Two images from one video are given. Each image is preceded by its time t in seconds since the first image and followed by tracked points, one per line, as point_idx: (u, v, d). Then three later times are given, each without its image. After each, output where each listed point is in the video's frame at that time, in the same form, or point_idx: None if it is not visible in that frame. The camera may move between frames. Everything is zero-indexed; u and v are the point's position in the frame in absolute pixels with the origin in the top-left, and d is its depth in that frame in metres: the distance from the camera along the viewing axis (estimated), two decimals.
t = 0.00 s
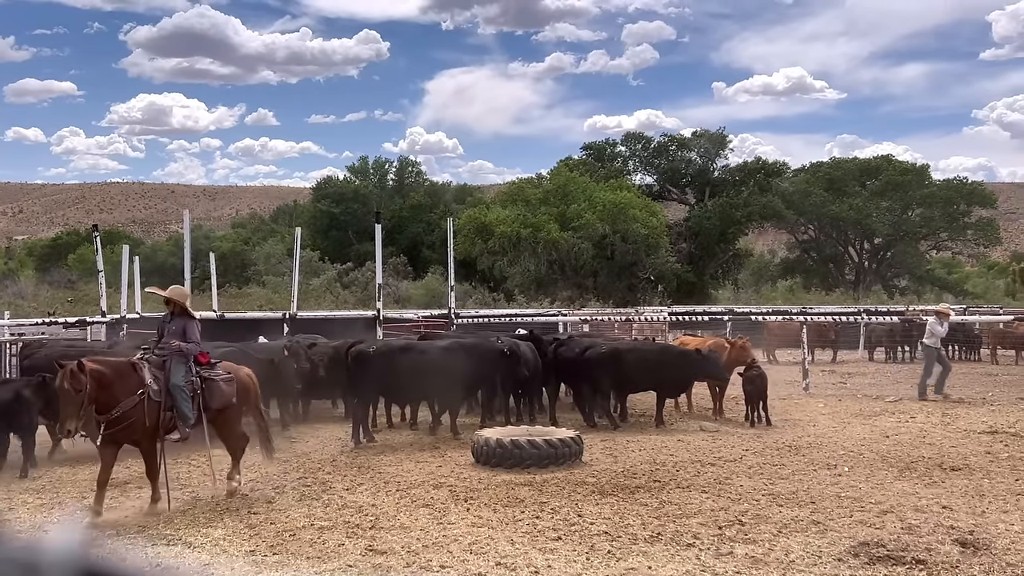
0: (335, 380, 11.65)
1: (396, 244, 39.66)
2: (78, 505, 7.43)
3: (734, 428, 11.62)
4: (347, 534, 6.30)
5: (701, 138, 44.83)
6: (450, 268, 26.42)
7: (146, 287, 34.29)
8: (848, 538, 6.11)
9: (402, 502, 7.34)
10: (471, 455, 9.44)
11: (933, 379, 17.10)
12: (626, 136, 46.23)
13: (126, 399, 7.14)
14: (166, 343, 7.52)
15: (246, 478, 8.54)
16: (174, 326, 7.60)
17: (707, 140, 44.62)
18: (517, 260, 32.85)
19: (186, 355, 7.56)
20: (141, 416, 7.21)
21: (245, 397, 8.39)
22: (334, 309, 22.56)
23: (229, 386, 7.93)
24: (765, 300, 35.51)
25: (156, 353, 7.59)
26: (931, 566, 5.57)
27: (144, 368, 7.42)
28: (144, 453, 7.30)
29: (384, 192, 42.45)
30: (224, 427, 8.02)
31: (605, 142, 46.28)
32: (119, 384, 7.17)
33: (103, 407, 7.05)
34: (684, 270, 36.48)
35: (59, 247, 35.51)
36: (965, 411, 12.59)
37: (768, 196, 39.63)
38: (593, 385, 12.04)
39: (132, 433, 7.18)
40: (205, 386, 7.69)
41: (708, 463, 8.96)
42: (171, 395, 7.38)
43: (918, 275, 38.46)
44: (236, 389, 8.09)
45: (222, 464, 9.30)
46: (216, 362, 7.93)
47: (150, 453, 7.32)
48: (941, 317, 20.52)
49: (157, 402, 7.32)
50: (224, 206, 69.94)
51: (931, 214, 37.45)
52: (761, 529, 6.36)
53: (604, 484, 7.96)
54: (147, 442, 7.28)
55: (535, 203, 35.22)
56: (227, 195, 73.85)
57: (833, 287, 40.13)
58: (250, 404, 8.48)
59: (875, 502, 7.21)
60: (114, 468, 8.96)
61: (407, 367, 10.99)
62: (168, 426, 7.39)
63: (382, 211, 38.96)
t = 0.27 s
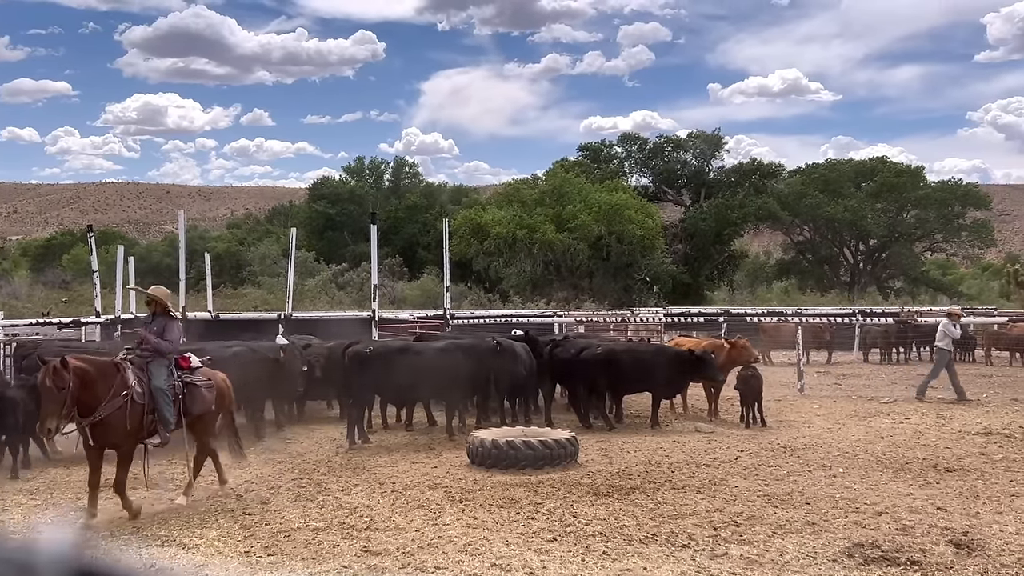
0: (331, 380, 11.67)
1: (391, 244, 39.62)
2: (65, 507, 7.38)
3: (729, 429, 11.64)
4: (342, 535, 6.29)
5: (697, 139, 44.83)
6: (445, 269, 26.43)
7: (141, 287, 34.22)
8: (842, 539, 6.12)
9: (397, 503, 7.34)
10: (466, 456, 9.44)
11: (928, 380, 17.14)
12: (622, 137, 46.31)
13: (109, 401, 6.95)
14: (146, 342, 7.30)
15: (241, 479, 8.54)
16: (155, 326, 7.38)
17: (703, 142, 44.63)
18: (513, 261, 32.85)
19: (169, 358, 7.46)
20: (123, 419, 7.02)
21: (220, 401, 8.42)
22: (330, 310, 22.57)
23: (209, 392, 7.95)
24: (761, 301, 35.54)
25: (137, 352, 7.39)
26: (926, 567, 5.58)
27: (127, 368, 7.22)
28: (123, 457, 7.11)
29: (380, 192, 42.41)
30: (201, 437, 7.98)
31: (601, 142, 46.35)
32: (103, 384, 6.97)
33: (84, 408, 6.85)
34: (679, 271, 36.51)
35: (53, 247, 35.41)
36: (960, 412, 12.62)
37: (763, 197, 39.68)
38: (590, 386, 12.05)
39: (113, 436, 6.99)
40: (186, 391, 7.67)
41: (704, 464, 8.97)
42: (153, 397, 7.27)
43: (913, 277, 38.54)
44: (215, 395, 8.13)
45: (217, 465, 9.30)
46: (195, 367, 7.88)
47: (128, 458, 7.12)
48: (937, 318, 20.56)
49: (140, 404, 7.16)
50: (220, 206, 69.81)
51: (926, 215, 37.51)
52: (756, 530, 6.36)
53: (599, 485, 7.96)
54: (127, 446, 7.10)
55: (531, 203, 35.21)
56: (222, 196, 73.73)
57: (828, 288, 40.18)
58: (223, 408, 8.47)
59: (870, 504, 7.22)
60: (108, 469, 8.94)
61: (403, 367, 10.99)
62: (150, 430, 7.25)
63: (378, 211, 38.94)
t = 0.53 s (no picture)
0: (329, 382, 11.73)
1: (388, 244, 39.59)
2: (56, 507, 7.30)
3: (726, 430, 11.64)
4: (339, 535, 6.29)
5: (695, 140, 44.95)
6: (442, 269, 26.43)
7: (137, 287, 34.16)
8: (839, 540, 6.12)
9: (394, 503, 7.33)
10: (464, 456, 9.44)
11: (923, 381, 17.16)
12: (620, 137, 46.34)
13: (99, 399, 6.83)
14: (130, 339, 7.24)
15: (236, 479, 8.52)
16: (140, 325, 7.31)
17: (700, 142, 44.72)
18: (511, 261, 32.85)
19: (154, 359, 7.42)
20: (112, 418, 6.92)
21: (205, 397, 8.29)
22: (327, 311, 22.56)
23: (194, 392, 7.87)
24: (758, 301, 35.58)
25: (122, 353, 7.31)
26: (923, 567, 5.58)
27: (114, 368, 7.14)
28: (110, 457, 6.97)
29: (377, 192, 42.38)
30: (189, 437, 8.00)
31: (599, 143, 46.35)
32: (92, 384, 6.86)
33: (73, 407, 6.71)
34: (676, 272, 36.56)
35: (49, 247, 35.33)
36: (956, 413, 12.63)
37: (761, 197, 39.72)
38: (587, 385, 12.05)
39: (102, 434, 6.88)
40: (174, 391, 7.61)
41: (700, 464, 8.97)
42: (143, 398, 7.21)
43: (910, 277, 38.60)
44: (201, 395, 8.07)
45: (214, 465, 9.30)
46: (179, 366, 7.81)
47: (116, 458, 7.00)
48: (933, 319, 20.59)
49: (128, 404, 7.07)
50: (217, 206, 69.71)
51: (923, 216, 37.55)
52: (753, 531, 6.37)
53: (597, 486, 7.97)
54: (117, 445, 6.99)
55: (528, 204, 35.21)
56: (220, 196, 73.64)
57: (825, 288, 40.21)
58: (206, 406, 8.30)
59: (867, 504, 7.22)
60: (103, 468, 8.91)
61: (402, 366, 11.00)
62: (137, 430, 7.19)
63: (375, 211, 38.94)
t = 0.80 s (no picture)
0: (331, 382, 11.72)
1: (387, 244, 39.55)
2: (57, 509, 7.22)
3: (724, 430, 11.65)
4: (337, 535, 6.29)
5: (693, 141, 45.05)
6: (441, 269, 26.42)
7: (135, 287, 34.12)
8: (837, 540, 6.13)
9: (392, 503, 7.32)
10: (462, 457, 9.44)
11: (921, 381, 17.18)
12: (618, 137, 46.38)
13: (99, 400, 6.81)
14: (114, 337, 7.15)
15: (234, 479, 8.50)
16: (126, 322, 7.22)
17: (698, 143, 44.79)
18: (509, 261, 32.84)
19: (147, 355, 7.38)
20: (112, 418, 6.91)
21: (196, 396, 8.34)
22: (325, 312, 22.53)
23: (190, 392, 7.96)
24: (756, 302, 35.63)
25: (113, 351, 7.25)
26: (920, 567, 5.59)
27: (111, 367, 7.11)
28: (112, 457, 6.93)
29: (376, 192, 42.36)
30: (183, 436, 7.89)
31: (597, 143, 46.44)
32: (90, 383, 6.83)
33: (73, 408, 6.67)
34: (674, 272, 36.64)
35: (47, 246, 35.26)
36: (955, 413, 12.64)
37: (759, 198, 39.80)
38: (585, 386, 12.05)
39: (102, 434, 6.86)
40: (172, 390, 7.70)
41: (699, 464, 8.98)
42: (142, 397, 7.22)
43: (908, 278, 38.66)
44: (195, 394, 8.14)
45: (212, 464, 9.27)
46: (173, 366, 7.89)
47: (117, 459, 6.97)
48: (931, 319, 20.62)
49: (128, 404, 7.07)
50: (215, 205, 69.61)
51: (921, 216, 37.60)
52: (751, 531, 6.37)
53: (595, 486, 7.97)
54: (116, 444, 6.97)
55: (527, 204, 35.19)
56: (218, 195, 73.56)
57: (823, 289, 40.23)
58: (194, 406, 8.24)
59: (865, 504, 7.23)
60: (102, 468, 8.88)
61: (402, 365, 11.02)
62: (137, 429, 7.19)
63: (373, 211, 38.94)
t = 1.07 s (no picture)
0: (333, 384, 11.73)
1: (387, 243, 39.58)
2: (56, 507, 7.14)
3: (724, 429, 11.65)
4: (337, 533, 6.31)
5: (693, 140, 45.21)
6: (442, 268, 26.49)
7: (136, 286, 34.16)
8: (836, 539, 6.15)
9: (393, 502, 7.33)
10: (462, 456, 9.43)
11: (920, 381, 17.21)
12: (618, 137, 46.44)
13: (95, 402, 6.77)
14: (105, 337, 7.07)
15: (234, 478, 8.51)
16: (116, 322, 7.12)
17: (698, 142, 44.95)
18: (510, 261, 32.88)
19: (140, 355, 7.35)
20: (110, 419, 6.88)
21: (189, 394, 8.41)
22: (324, 311, 22.56)
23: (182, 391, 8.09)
24: (757, 301, 35.69)
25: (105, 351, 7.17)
26: (920, 566, 5.60)
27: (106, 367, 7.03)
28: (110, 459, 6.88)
29: (376, 192, 42.39)
30: (179, 436, 7.97)
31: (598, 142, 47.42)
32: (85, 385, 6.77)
33: (71, 410, 6.62)
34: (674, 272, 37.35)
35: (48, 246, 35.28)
36: (955, 413, 12.67)
37: (759, 198, 40.14)
38: (586, 387, 12.05)
39: (100, 438, 6.82)
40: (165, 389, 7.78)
41: (699, 464, 9.00)
42: (138, 398, 7.18)
43: (908, 277, 38.72)
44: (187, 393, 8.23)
45: (213, 464, 9.27)
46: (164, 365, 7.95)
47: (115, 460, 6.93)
48: (931, 319, 20.68)
49: (125, 404, 7.06)
50: (215, 205, 69.64)
51: (921, 216, 37.66)
52: (751, 530, 6.39)
53: (595, 485, 7.99)
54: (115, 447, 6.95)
55: (527, 203, 35.11)
56: (218, 195, 73.62)
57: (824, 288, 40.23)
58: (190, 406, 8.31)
59: (864, 504, 7.24)
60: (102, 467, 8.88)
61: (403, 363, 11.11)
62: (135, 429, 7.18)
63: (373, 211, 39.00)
